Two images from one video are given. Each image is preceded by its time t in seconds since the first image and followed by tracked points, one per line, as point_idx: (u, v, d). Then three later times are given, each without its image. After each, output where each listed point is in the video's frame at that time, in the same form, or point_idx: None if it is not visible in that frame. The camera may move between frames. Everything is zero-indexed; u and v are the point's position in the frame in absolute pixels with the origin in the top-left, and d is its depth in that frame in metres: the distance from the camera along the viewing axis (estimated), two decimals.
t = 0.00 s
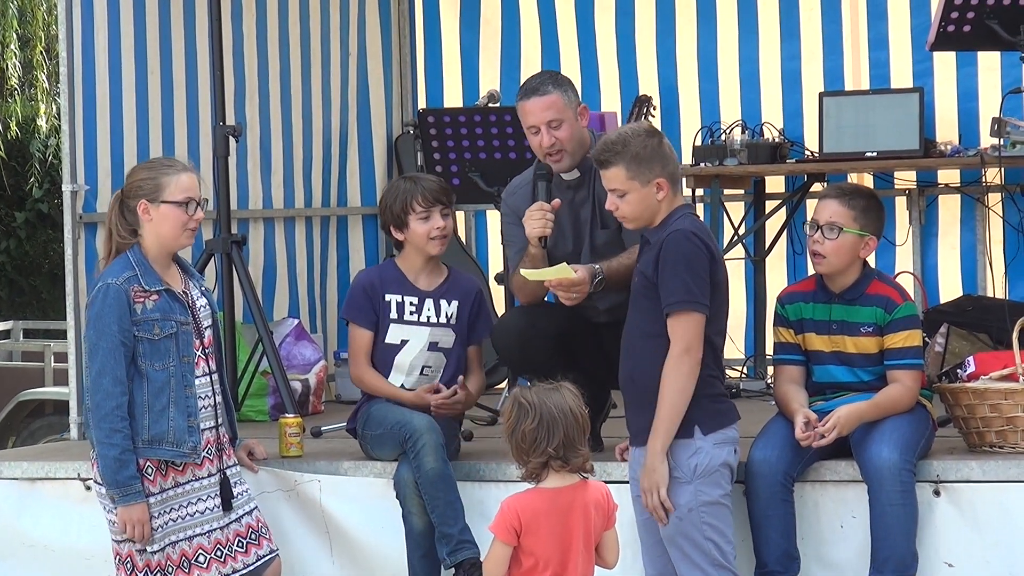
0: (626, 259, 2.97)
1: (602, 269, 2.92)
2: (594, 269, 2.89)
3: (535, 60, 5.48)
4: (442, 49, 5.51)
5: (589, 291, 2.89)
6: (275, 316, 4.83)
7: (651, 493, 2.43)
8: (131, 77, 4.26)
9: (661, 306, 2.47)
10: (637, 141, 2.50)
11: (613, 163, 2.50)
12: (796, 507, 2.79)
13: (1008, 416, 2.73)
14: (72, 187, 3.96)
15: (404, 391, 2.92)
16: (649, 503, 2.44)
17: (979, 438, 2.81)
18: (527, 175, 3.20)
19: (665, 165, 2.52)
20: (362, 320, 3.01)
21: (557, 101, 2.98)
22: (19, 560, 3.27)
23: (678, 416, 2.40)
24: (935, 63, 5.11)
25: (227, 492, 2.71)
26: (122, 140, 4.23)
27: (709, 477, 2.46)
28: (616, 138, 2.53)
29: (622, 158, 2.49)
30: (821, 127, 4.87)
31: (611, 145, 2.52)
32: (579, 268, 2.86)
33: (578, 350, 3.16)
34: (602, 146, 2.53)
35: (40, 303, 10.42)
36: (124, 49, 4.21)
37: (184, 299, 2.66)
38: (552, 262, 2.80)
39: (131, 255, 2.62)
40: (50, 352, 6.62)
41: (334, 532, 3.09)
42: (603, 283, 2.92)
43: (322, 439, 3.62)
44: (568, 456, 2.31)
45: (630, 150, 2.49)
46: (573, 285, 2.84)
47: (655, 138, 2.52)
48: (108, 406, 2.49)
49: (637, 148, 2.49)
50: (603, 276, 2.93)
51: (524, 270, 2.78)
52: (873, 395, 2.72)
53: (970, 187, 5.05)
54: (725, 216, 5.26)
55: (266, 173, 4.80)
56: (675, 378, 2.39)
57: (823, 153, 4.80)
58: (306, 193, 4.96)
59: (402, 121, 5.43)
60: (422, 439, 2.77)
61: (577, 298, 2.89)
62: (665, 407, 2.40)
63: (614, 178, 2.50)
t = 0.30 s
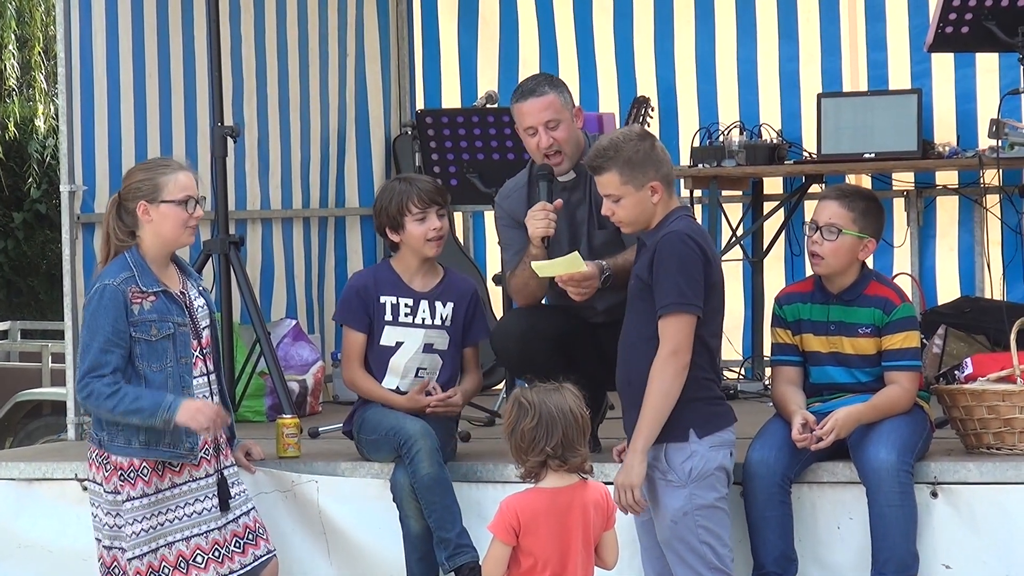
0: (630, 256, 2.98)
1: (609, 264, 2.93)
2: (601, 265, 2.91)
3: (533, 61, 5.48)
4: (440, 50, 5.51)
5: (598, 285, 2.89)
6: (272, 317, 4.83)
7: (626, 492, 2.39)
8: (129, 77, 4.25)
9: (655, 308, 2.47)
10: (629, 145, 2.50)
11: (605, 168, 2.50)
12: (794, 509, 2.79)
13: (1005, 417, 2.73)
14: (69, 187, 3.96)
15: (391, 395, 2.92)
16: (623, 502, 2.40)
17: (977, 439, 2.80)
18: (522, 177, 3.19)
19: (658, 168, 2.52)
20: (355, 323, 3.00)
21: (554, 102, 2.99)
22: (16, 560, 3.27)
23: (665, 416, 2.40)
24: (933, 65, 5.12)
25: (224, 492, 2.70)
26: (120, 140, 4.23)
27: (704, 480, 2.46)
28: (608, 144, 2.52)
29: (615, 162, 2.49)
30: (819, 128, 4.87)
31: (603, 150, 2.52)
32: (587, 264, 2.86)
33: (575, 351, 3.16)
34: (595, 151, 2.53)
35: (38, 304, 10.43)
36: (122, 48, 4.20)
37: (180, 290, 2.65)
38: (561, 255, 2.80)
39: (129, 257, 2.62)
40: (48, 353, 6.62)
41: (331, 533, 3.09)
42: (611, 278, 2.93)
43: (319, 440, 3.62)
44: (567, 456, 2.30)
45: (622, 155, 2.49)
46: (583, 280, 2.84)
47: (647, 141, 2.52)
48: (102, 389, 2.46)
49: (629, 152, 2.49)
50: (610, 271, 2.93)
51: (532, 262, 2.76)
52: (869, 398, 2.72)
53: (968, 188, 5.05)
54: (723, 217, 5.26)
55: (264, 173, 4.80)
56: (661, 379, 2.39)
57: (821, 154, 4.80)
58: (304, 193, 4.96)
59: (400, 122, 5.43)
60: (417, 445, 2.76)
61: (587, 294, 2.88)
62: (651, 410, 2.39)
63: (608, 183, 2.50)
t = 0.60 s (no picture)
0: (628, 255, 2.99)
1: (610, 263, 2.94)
2: (602, 263, 2.91)
3: (531, 61, 5.47)
4: (438, 49, 5.50)
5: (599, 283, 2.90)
6: (271, 316, 4.83)
7: (624, 494, 2.43)
8: (128, 75, 4.25)
9: (647, 308, 2.46)
10: (625, 145, 2.51)
11: (602, 168, 2.50)
12: (791, 508, 2.79)
13: (1004, 417, 2.73)
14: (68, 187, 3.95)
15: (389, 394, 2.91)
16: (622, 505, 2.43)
17: (975, 439, 2.81)
18: (517, 177, 3.20)
19: (653, 167, 2.52)
20: (352, 324, 2.99)
21: (549, 101, 2.98)
22: (15, 560, 3.27)
23: (659, 418, 2.40)
24: (931, 65, 5.12)
25: (224, 485, 2.72)
26: (118, 138, 4.23)
27: (694, 480, 2.46)
28: (604, 144, 2.53)
29: (611, 163, 2.49)
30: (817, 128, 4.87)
31: (599, 149, 2.53)
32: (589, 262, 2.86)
33: (573, 351, 3.16)
34: (591, 151, 2.54)
35: (36, 303, 10.42)
36: (121, 47, 4.21)
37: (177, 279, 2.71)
38: (564, 252, 2.80)
39: (118, 253, 2.65)
40: (46, 353, 6.61)
41: (331, 533, 3.09)
42: (611, 277, 2.94)
43: (317, 440, 3.61)
44: (567, 455, 2.30)
45: (618, 155, 2.49)
46: (586, 278, 2.84)
47: (642, 140, 2.53)
48: (143, 336, 2.50)
49: (625, 151, 2.49)
50: (611, 270, 2.94)
51: (535, 259, 2.76)
52: (867, 398, 2.72)
53: (966, 188, 5.06)
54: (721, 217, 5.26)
55: (263, 173, 4.81)
56: (652, 380, 2.40)
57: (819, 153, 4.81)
58: (302, 193, 4.96)
59: (398, 122, 5.42)
60: (414, 447, 2.76)
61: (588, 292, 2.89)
62: (645, 411, 2.39)
63: (604, 183, 2.50)
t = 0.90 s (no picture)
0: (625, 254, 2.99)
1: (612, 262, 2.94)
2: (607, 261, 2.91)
3: (529, 61, 5.47)
4: (436, 50, 5.50)
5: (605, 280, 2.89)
6: (268, 317, 4.83)
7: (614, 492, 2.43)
8: (126, 76, 4.25)
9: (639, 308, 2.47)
10: (618, 145, 2.51)
11: (596, 169, 2.50)
12: (789, 509, 2.79)
13: (1001, 417, 2.73)
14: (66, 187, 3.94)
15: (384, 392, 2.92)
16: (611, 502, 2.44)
17: (973, 439, 2.81)
18: (514, 178, 3.19)
19: (648, 166, 2.52)
20: (349, 326, 3.00)
21: (545, 93, 3.04)
22: (13, 560, 3.27)
23: (648, 418, 2.40)
24: (930, 65, 5.13)
25: (231, 482, 2.74)
26: (117, 139, 4.23)
27: (688, 481, 2.46)
28: (597, 146, 2.53)
29: (606, 163, 2.49)
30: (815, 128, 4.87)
31: (593, 151, 2.52)
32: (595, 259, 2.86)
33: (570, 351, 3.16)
34: (585, 153, 2.53)
35: (35, 304, 10.42)
36: (119, 47, 4.21)
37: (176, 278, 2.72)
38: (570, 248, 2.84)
39: (115, 253, 2.64)
40: (44, 353, 6.61)
41: (329, 533, 3.09)
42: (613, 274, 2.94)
43: (315, 440, 3.62)
44: (568, 455, 2.30)
45: (611, 155, 2.49)
46: (591, 274, 2.83)
47: (635, 140, 2.53)
48: (149, 335, 2.51)
49: (619, 151, 2.49)
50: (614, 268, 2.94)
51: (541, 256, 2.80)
52: (866, 398, 2.72)
53: (965, 189, 5.06)
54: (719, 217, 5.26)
55: (261, 174, 4.81)
56: (641, 380, 2.40)
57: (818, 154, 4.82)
58: (300, 193, 4.96)
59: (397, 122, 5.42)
60: (412, 446, 2.76)
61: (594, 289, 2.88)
62: (633, 409, 2.40)
63: (600, 184, 2.50)
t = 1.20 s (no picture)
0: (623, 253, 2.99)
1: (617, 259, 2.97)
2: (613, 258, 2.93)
3: (528, 60, 5.46)
4: (435, 49, 5.50)
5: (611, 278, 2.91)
6: (267, 317, 4.83)
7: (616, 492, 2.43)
8: (125, 75, 4.25)
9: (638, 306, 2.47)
10: (614, 145, 2.51)
11: (593, 171, 2.50)
12: (788, 508, 2.79)
13: (1000, 417, 2.73)
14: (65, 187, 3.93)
15: (384, 391, 2.93)
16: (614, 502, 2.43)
17: (972, 439, 2.80)
18: (511, 177, 3.19)
19: (644, 165, 2.52)
20: (347, 325, 3.00)
21: (544, 93, 3.02)
22: (12, 560, 3.27)
23: (649, 417, 2.40)
24: (928, 65, 5.13)
25: (224, 483, 2.75)
26: (115, 139, 4.23)
27: (688, 480, 2.46)
28: (594, 147, 2.52)
29: (602, 163, 2.49)
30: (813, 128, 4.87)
31: (589, 153, 2.52)
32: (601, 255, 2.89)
33: (569, 350, 3.16)
34: (581, 155, 2.53)
35: (34, 305, 10.41)
36: (118, 47, 4.20)
37: (175, 276, 2.72)
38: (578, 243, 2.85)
39: (114, 252, 2.63)
40: (43, 353, 6.61)
41: (328, 533, 3.08)
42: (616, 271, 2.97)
43: (314, 440, 3.62)
44: (574, 456, 2.30)
45: (608, 155, 2.49)
46: (597, 270, 2.86)
47: (630, 140, 2.53)
48: (154, 329, 2.51)
49: (615, 151, 2.49)
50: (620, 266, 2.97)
51: (549, 251, 2.81)
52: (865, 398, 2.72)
53: (964, 188, 5.06)
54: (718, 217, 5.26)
55: (259, 173, 4.81)
56: (641, 379, 2.40)
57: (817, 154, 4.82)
58: (299, 193, 4.96)
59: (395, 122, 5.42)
60: (411, 448, 2.76)
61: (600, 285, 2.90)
62: (633, 409, 2.40)
63: (597, 184, 2.50)
